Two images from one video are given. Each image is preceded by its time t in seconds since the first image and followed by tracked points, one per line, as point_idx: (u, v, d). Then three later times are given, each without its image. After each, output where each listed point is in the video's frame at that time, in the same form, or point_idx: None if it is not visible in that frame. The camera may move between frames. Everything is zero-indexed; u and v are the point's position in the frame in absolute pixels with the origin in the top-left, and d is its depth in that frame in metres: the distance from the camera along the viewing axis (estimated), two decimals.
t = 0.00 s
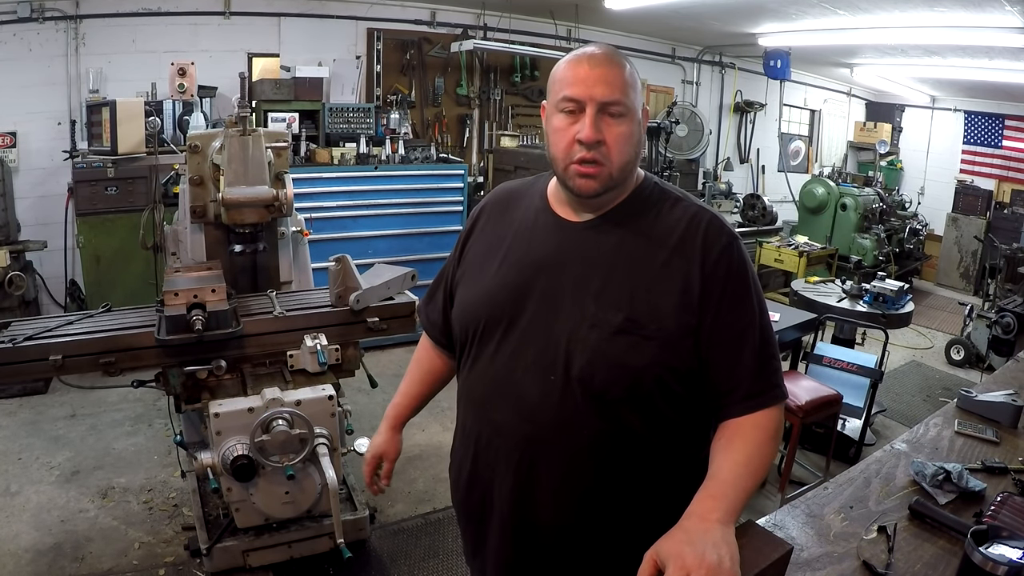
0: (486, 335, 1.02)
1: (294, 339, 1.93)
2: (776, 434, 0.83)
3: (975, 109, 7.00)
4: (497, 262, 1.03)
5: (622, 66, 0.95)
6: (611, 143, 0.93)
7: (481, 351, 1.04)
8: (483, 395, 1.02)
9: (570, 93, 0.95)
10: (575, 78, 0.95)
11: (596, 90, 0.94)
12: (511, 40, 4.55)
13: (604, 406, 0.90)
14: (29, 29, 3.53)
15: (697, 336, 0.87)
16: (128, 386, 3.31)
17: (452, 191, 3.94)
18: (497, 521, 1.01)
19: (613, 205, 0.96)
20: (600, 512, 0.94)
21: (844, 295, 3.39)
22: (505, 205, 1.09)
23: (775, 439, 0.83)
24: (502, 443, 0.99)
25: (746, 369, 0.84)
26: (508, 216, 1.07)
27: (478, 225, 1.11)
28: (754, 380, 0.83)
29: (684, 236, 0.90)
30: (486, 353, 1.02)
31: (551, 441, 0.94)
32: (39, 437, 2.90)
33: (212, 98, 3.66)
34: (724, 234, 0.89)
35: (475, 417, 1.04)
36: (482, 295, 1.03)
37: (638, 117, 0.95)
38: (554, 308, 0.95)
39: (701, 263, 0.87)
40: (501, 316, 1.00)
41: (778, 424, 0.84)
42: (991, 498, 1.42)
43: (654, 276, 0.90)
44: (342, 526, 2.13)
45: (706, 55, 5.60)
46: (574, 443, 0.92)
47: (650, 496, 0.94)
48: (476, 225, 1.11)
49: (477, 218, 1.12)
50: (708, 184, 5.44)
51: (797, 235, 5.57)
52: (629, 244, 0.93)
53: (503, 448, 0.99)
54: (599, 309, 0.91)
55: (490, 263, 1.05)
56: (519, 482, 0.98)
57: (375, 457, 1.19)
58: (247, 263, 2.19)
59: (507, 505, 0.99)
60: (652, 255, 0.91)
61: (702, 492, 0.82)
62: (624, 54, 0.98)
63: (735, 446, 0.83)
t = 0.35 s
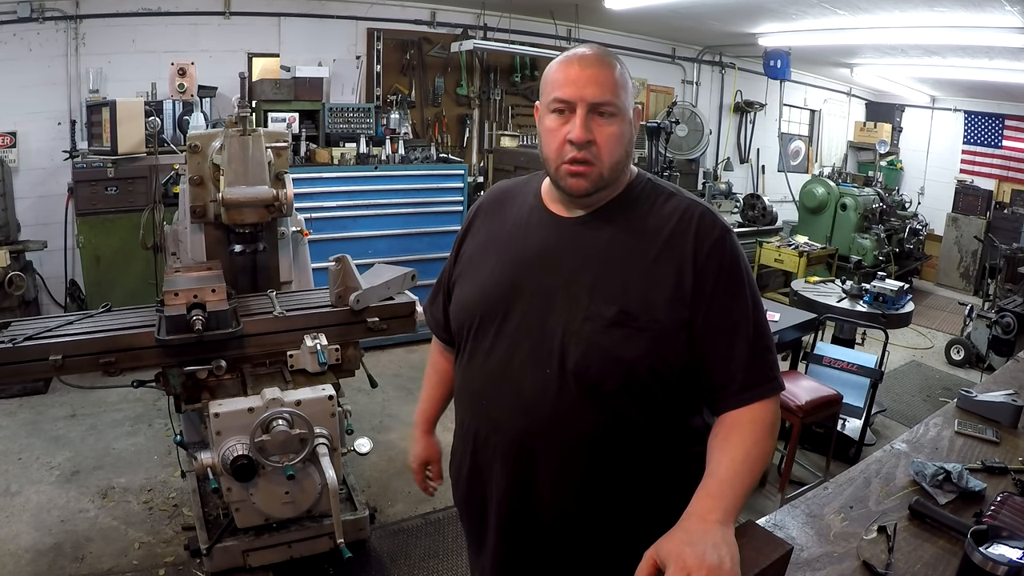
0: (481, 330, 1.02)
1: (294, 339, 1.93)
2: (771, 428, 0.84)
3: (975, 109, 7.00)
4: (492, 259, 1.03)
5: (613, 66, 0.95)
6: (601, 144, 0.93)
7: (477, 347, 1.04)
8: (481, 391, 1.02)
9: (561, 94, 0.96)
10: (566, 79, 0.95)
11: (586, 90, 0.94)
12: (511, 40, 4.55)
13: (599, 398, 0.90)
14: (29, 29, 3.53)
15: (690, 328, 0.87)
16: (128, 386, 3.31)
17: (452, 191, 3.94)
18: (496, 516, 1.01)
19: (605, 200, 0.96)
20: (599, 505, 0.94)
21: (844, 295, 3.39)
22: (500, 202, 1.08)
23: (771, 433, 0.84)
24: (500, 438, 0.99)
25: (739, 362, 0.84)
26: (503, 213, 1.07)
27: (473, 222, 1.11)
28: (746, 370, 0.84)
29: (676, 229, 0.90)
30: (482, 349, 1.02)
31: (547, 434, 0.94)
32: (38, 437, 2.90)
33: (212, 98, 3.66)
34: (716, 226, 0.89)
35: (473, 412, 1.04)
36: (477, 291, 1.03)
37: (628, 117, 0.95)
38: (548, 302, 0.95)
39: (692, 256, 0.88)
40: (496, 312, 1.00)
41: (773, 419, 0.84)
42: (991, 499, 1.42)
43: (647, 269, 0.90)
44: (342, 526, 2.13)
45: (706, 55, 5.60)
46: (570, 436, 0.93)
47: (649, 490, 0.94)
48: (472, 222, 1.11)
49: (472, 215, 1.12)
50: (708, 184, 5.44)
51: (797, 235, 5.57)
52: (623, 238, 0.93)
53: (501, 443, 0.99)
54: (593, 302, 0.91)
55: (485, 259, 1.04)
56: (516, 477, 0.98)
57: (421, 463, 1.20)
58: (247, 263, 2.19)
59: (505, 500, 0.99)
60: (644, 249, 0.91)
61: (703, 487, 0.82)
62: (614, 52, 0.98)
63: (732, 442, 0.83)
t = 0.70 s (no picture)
0: (475, 331, 1.02)
1: (294, 339, 1.93)
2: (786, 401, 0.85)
3: (975, 109, 7.00)
4: (483, 260, 1.02)
5: (603, 79, 0.91)
6: (605, 165, 0.90)
7: (470, 348, 1.03)
8: (476, 390, 1.02)
9: (557, 120, 0.90)
10: (559, 103, 0.90)
11: (583, 113, 0.89)
12: (511, 40, 4.55)
13: (593, 395, 0.91)
14: (29, 29, 3.53)
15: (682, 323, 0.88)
16: (128, 386, 3.31)
17: (452, 191, 3.94)
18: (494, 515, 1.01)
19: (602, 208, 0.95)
20: (596, 501, 0.94)
21: (844, 295, 3.39)
22: (488, 204, 1.08)
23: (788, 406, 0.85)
24: (496, 438, 0.99)
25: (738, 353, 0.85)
26: (492, 213, 1.06)
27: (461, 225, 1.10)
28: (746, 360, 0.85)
29: (666, 228, 0.91)
30: (476, 349, 1.02)
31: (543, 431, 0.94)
32: (38, 437, 2.90)
33: (213, 98, 3.66)
34: (703, 222, 0.91)
35: (470, 411, 1.04)
36: (470, 292, 1.02)
37: (625, 130, 0.93)
38: (543, 301, 0.95)
39: (684, 253, 0.89)
40: (490, 313, 1.00)
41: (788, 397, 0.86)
42: (991, 499, 1.42)
43: (640, 266, 0.90)
44: (342, 526, 2.13)
45: (706, 55, 5.60)
46: (567, 434, 0.93)
47: (644, 486, 0.95)
48: (460, 224, 1.11)
49: (460, 218, 1.12)
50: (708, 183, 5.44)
51: (797, 235, 5.57)
52: (616, 235, 0.93)
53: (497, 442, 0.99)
54: (586, 301, 0.91)
55: (477, 260, 1.04)
56: (513, 475, 0.97)
57: (396, 461, 1.20)
58: (248, 263, 2.19)
59: (503, 499, 0.99)
60: (636, 246, 0.91)
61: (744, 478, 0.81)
62: (596, 57, 0.94)
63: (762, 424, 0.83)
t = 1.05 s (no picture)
0: (498, 354, 0.98)
1: (294, 339, 1.93)
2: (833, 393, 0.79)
3: (975, 109, 7.00)
4: (502, 278, 0.98)
5: (615, 92, 0.85)
6: (623, 184, 0.85)
7: (493, 369, 0.99)
8: (501, 412, 0.98)
9: (570, 142, 0.85)
10: (570, 122, 0.85)
11: (596, 134, 0.83)
12: (511, 40, 4.55)
13: (628, 418, 0.87)
14: (29, 29, 3.53)
15: (717, 335, 0.85)
16: (128, 386, 3.31)
17: (452, 191, 3.94)
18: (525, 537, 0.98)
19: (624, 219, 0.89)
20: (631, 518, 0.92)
21: (844, 295, 3.38)
22: (499, 218, 1.03)
23: (825, 393, 0.79)
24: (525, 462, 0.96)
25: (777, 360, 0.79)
26: (505, 228, 1.01)
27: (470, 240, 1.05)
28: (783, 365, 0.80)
29: (697, 240, 0.86)
30: (500, 373, 0.98)
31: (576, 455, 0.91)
32: (38, 437, 2.90)
33: (212, 98, 3.66)
34: (727, 225, 0.87)
35: (493, 432, 1.00)
36: (490, 312, 0.98)
37: (641, 141, 0.87)
38: (571, 322, 0.91)
39: (717, 266, 0.84)
40: (514, 332, 0.95)
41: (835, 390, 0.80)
42: (991, 498, 1.42)
43: (671, 280, 0.86)
44: (342, 526, 2.13)
45: (706, 55, 5.59)
46: (600, 456, 0.90)
47: (677, 498, 0.92)
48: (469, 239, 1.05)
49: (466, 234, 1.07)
50: (708, 184, 5.44)
51: (797, 235, 5.57)
52: (644, 248, 0.88)
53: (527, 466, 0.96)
54: (617, 320, 0.88)
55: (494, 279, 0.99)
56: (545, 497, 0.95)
57: (432, 502, 1.10)
58: (248, 263, 2.19)
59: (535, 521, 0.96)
60: (667, 260, 0.86)
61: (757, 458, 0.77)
62: (604, 64, 0.88)
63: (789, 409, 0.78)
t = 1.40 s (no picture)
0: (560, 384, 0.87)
1: (294, 339, 1.93)
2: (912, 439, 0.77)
3: (975, 109, 7.00)
4: (554, 298, 0.86)
5: (689, 104, 0.76)
6: (695, 209, 0.77)
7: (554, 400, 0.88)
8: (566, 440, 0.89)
9: (639, 161, 0.76)
10: (640, 138, 0.76)
11: (670, 153, 0.75)
12: (511, 40, 4.55)
13: (704, 451, 0.81)
14: (29, 29, 3.53)
15: (796, 364, 0.80)
16: (128, 386, 3.31)
17: (452, 191, 3.94)
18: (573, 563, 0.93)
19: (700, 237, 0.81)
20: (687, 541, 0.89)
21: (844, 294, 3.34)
22: (553, 226, 0.89)
23: (908, 437, 0.76)
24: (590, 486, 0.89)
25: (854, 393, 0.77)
26: (566, 237, 0.87)
27: (524, 248, 0.89)
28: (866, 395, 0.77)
29: (779, 260, 0.79)
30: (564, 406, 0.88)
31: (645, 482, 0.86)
32: (39, 437, 2.90)
33: (212, 98, 3.66)
34: (807, 243, 0.80)
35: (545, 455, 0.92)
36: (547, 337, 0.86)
37: (717, 163, 0.78)
38: (647, 353, 0.82)
39: (802, 291, 0.78)
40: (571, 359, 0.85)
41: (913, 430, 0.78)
42: (991, 498, 1.42)
43: (760, 307, 0.79)
44: (342, 526, 2.13)
45: (706, 54, 5.59)
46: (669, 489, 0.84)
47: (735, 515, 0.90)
48: (519, 246, 0.89)
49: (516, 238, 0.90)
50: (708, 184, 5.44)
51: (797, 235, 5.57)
52: (729, 271, 0.80)
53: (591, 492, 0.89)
54: (696, 351, 0.80)
55: (558, 301, 0.85)
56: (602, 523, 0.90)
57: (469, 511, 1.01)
58: (248, 263, 2.19)
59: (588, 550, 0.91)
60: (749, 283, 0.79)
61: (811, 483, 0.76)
62: (681, 72, 0.79)
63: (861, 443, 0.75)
